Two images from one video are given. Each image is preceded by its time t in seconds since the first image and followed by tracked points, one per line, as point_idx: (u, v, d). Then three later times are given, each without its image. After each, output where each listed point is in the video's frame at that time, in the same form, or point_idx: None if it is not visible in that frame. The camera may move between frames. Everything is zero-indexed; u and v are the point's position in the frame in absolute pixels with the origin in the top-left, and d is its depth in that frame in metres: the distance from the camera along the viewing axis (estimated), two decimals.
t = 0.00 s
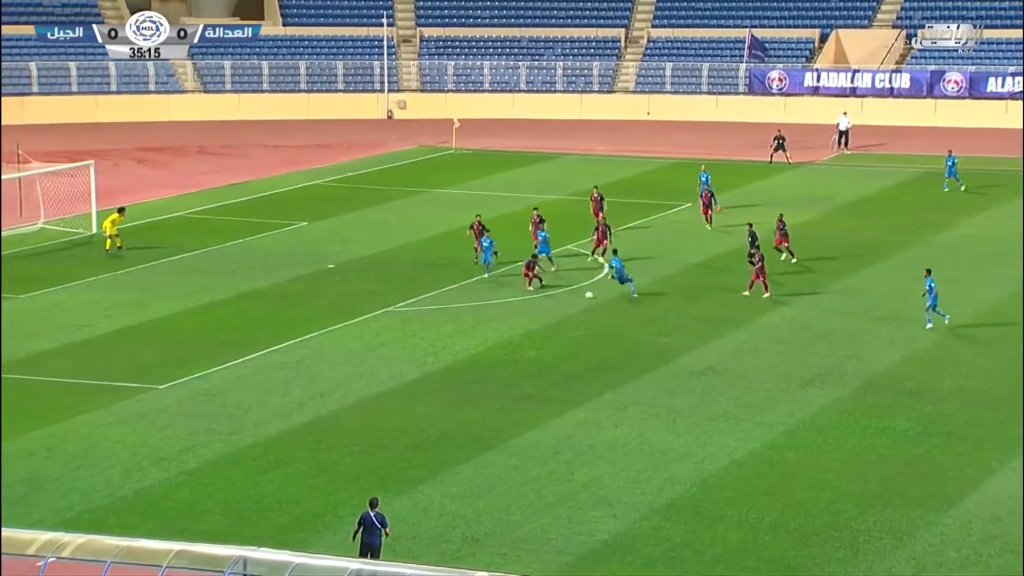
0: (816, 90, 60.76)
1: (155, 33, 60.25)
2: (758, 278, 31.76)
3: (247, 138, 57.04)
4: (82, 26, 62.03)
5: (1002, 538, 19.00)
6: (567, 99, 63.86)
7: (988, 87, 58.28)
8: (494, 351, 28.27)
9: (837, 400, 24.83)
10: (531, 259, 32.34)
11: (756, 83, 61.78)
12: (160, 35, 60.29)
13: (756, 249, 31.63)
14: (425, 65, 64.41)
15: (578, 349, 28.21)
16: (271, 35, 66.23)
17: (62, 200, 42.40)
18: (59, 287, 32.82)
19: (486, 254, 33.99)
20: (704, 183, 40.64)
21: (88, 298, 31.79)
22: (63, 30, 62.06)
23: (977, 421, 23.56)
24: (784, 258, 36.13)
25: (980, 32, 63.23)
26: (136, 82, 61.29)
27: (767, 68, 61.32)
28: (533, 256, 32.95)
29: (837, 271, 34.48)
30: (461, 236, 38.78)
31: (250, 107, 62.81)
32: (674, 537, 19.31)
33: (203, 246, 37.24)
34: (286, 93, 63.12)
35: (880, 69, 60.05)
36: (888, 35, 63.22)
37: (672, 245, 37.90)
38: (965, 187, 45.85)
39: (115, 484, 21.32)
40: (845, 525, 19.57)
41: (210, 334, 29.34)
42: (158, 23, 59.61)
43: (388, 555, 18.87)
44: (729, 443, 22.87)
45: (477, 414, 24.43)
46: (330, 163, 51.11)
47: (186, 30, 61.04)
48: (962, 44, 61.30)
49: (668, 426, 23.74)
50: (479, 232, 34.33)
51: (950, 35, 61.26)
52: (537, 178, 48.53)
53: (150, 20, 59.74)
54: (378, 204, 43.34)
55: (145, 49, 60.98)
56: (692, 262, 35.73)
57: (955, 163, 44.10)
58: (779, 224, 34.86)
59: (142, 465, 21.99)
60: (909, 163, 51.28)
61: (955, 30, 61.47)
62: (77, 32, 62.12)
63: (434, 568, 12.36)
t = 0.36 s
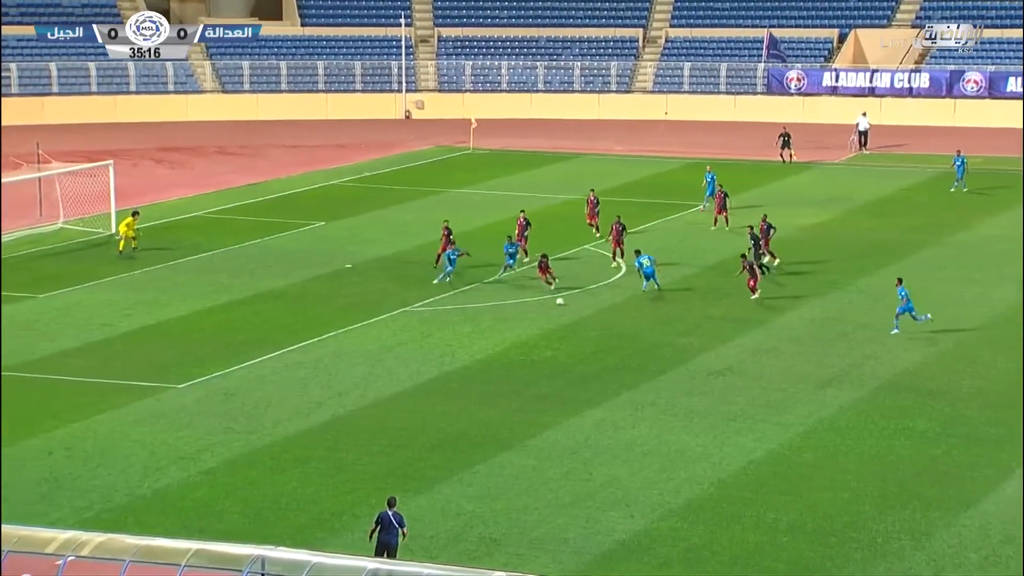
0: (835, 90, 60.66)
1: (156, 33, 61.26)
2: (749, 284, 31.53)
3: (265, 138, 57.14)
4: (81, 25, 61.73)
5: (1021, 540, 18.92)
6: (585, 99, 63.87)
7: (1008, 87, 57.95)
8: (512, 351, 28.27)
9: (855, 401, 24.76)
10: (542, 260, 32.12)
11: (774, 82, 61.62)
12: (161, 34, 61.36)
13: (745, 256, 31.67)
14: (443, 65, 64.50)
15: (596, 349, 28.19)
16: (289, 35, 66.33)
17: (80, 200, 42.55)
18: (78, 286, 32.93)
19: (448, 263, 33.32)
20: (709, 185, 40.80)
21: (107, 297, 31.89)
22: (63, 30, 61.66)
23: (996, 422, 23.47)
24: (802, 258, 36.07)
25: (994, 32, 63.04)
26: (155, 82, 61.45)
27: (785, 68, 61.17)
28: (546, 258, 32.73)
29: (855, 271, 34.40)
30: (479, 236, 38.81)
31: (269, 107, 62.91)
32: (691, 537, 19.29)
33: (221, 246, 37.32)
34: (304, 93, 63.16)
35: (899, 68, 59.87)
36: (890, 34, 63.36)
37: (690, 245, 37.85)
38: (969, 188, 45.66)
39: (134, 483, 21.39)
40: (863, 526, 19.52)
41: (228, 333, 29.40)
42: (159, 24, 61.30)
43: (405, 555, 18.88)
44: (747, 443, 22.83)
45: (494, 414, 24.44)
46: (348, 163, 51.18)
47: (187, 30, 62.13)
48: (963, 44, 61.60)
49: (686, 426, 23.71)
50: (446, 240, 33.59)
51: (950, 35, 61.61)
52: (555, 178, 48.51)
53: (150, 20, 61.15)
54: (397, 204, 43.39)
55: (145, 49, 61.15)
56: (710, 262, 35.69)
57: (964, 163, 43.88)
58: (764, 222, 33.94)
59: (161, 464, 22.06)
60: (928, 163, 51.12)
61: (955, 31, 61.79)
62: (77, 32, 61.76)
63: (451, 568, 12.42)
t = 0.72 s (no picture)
0: (845, 90, 60.59)
1: (155, 33, 60.97)
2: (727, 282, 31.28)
3: (275, 137, 57.18)
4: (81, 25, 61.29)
5: None
6: (594, 99, 63.86)
7: (1018, 86, 57.87)
8: (520, 351, 28.26)
9: (864, 401, 24.73)
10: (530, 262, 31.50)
11: (783, 82, 61.55)
12: (161, 34, 61.08)
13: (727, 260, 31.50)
14: (452, 65, 64.46)
15: (605, 349, 28.19)
16: (298, 35, 66.36)
17: (89, 200, 42.62)
18: (88, 286, 32.98)
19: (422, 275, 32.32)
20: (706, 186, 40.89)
21: (117, 297, 31.92)
22: (63, 30, 61.21)
23: (1005, 423, 23.43)
24: (811, 258, 36.03)
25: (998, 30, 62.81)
26: (164, 82, 61.58)
27: (794, 68, 61.13)
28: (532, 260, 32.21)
29: (865, 271, 34.37)
30: (488, 236, 38.81)
31: (279, 106, 62.95)
32: (700, 537, 19.28)
33: (230, 245, 37.35)
34: (314, 93, 63.22)
35: (908, 68, 59.79)
36: (891, 35, 63.45)
37: (700, 245, 37.82)
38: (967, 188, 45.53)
39: (144, 482, 21.42)
40: (872, 526, 19.49)
41: (237, 333, 29.43)
42: (159, 23, 60.80)
43: (414, 555, 18.89)
44: (756, 443, 22.81)
45: (503, 414, 24.44)
46: (356, 163, 51.21)
47: (186, 30, 61.61)
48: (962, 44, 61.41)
49: (694, 426, 23.69)
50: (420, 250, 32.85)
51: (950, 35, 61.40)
52: (563, 178, 48.49)
53: (150, 21, 60.64)
54: (406, 204, 43.40)
55: (145, 49, 60.95)
56: (719, 262, 35.68)
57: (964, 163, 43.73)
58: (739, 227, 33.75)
59: (170, 464, 22.10)
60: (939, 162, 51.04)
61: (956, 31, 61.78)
62: (76, 32, 61.24)
63: (460, 568, 12.56)
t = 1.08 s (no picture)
0: (845, 89, 60.52)
1: (156, 33, 60.72)
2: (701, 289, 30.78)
3: (275, 137, 57.16)
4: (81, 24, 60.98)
5: None
6: (594, 98, 63.83)
7: (1018, 86, 57.78)
8: (521, 351, 28.23)
9: (864, 400, 24.71)
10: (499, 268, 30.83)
11: (783, 82, 61.54)
12: (161, 34, 60.82)
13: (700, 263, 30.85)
14: (452, 65, 64.43)
15: (605, 348, 28.18)
16: (298, 35, 66.36)
17: (89, 199, 42.62)
18: (88, 285, 32.98)
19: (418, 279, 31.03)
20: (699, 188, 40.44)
21: (117, 296, 31.92)
22: (62, 30, 61.01)
23: (1006, 422, 23.41)
24: (812, 257, 36.01)
25: (997, 28, 62.74)
26: (164, 81, 61.62)
27: (795, 67, 61.14)
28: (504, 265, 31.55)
29: (865, 270, 34.36)
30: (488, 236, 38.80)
31: (279, 105, 62.93)
32: (700, 536, 19.27)
33: (230, 244, 37.35)
34: (314, 92, 63.20)
35: (909, 67, 59.84)
36: (889, 36, 63.46)
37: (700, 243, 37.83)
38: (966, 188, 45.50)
39: (144, 481, 21.42)
40: (873, 525, 19.48)
41: (237, 332, 29.42)
42: (159, 23, 60.58)
43: (414, 554, 18.88)
44: (757, 443, 22.79)
45: (503, 413, 24.43)
46: (357, 162, 51.21)
47: (186, 30, 61.19)
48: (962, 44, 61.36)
49: (695, 426, 23.68)
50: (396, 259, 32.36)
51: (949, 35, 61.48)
52: (564, 178, 48.49)
53: (150, 20, 60.44)
54: (407, 203, 43.37)
55: (145, 49, 60.76)
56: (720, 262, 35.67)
57: (957, 164, 43.49)
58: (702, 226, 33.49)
59: (170, 463, 22.09)
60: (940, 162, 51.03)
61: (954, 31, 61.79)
62: (76, 32, 60.92)
63: (461, 568, 12.65)
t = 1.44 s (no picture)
0: (845, 86, 60.64)
1: (155, 33, 60.47)
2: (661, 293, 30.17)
3: (274, 134, 57.12)
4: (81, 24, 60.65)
5: None
6: (594, 95, 63.73)
7: (1018, 82, 57.81)
8: (520, 347, 28.25)
9: (864, 397, 24.73)
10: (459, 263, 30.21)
11: (783, 78, 61.45)
12: (161, 34, 60.54)
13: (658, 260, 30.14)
14: (452, 61, 64.47)
15: (604, 345, 28.19)
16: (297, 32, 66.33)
17: (88, 196, 42.62)
18: (87, 282, 32.97)
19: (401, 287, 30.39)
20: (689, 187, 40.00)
21: (116, 293, 31.93)
22: (63, 30, 60.73)
23: (1005, 419, 23.42)
24: (811, 254, 36.01)
25: (996, 25, 62.67)
26: (164, 78, 61.59)
27: (794, 64, 61.06)
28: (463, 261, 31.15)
29: (865, 267, 34.38)
30: (488, 233, 38.82)
31: (278, 102, 62.87)
32: (700, 533, 19.29)
33: (230, 241, 37.36)
34: (314, 89, 63.15)
35: (908, 64, 59.92)
36: (889, 34, 63.41)
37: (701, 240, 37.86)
38: (965, 185, 45.53)
39: (143, 478, 21.42)
40: (872, 522, 19.49)
41: (237, 329, 29.42)
42: (159, 23, 60.35)
43: (413, 551, 18.90)
44: (756, 440, 22.81)
45: (502, 410, 24.44)
46: (357, 159, 51.21)
47: (186, 30, 61.20)
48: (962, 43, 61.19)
49: (694, 423, 23.70)
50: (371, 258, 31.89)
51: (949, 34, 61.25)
52: (564, 175, 48.50)
53: (150, 20, 60.18)
54: (406, 200, 43.37)
55: (145, 49, 60.40)
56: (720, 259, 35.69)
57: (950, 162, 43.32)
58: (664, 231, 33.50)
59: (170, 460, 22.10)
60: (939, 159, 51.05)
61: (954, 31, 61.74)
62: (76, 31, 60.69)
63: (461, 565, 12.73)
